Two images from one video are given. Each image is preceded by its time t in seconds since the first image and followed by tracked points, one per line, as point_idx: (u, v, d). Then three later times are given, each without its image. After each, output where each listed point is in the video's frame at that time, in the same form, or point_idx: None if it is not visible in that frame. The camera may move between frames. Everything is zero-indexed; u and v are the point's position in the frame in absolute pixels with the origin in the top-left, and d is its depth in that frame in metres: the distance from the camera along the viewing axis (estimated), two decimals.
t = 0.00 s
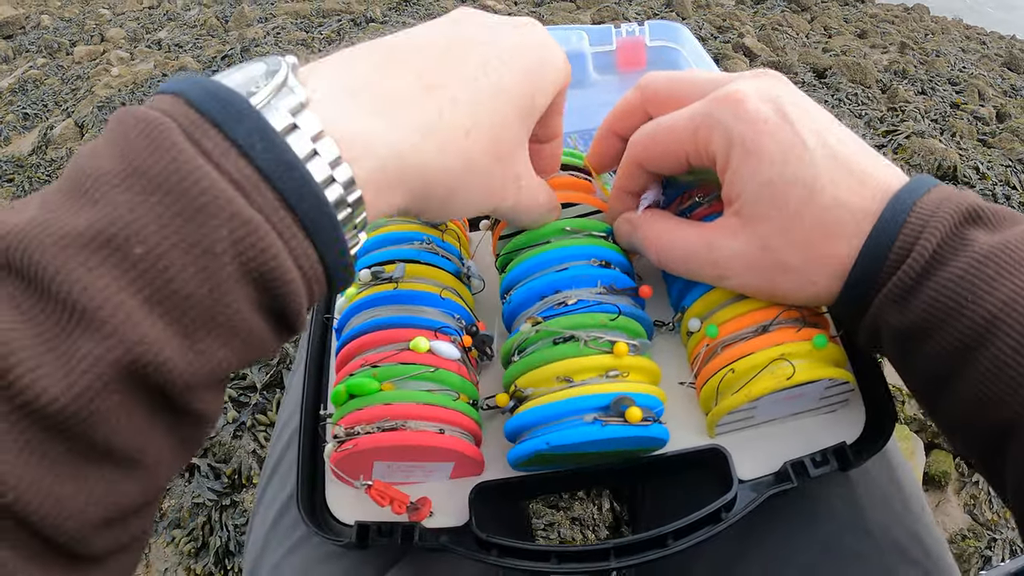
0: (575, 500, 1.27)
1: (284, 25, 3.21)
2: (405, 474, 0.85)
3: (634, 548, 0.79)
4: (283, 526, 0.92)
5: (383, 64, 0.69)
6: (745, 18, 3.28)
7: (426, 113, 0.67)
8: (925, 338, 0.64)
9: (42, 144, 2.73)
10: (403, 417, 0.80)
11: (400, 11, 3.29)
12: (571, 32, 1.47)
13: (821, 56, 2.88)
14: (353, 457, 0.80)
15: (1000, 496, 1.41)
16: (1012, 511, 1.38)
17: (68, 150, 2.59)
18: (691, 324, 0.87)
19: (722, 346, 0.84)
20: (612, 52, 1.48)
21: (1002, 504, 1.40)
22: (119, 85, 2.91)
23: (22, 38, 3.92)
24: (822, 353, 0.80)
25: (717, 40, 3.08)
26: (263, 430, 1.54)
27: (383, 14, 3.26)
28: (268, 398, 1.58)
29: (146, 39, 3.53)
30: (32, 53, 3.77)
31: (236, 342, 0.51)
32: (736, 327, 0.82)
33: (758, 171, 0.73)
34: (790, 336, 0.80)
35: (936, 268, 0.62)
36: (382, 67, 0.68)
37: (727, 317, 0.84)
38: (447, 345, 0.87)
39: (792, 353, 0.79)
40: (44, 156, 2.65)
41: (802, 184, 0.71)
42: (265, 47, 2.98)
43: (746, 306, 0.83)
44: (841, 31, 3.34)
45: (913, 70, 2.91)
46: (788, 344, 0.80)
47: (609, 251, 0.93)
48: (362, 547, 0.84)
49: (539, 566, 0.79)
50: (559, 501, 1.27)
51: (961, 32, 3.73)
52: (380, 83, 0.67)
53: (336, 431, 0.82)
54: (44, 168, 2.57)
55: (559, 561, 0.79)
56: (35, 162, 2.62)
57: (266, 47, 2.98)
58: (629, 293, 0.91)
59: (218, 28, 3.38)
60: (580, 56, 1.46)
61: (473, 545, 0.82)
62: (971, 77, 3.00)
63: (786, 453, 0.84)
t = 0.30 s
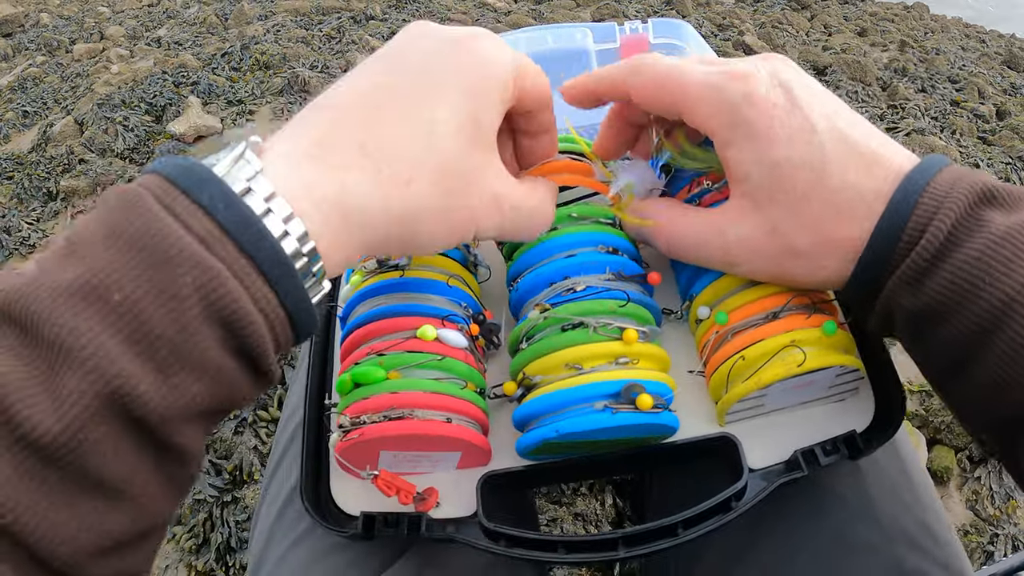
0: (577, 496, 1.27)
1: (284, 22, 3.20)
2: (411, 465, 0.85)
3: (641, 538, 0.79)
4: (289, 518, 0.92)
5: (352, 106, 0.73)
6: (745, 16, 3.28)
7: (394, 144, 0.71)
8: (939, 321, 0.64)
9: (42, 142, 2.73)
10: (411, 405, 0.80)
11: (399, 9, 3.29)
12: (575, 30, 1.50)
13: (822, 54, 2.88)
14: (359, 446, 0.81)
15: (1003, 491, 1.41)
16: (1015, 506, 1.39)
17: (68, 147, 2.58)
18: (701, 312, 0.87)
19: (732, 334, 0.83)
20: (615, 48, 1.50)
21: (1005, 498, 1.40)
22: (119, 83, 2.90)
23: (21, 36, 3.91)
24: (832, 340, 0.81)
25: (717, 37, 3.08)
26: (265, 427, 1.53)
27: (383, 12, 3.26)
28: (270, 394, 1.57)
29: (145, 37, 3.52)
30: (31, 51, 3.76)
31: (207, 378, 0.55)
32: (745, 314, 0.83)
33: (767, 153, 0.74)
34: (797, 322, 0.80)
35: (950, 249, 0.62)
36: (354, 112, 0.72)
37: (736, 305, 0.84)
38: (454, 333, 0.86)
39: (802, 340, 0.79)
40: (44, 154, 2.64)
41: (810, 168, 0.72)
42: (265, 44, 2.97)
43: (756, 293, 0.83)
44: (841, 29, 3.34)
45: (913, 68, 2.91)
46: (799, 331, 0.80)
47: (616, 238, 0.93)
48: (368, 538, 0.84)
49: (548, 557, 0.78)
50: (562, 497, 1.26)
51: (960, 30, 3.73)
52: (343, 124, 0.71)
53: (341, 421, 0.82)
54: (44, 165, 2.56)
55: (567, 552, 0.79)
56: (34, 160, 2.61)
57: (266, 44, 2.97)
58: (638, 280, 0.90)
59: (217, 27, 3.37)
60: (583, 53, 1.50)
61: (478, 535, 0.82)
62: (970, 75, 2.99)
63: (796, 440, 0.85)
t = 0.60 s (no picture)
0: (581, 494, 1.26)
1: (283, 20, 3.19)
2: (417, 454, 0.85)
3: (653, 528, 0.79)
4: (291, 517, 0.91)
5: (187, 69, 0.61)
6: (746, 14, 3.27)
7: (257, 110, 0.59)
8: (971, 289, 0.64)
9: (41, 139, 2.72)
10: (416, 392, 0.79)
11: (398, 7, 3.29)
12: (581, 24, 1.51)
13: (822, 52, 2.87)
14: (363, 433, 0.79)
15: (1007, 488, 1.40)
16: (1018, 503, 1.38)
17: (67, 144, 2.58)
18: (712, 298, 0.88)
19: (744, 319, 0.84)
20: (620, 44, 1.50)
21: (1009, 496, 1.39)
22: (118, 80, 2.89)
23: (20, 35, 3.90)
24: (845, 325, 0.82)
25: (719, 35, 3.06)
26: (266, 424, 1.51)
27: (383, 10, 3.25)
28: (270, 391, 1.56)
29: (144, 35, 3.51)
30: (30, 49, 3.74)
31: (87, 407, 0.49)
32: (757, 300, 0.84)
33: (771, 133, 0.75)
34: (808, 307, 0.81)
35: (983, 216, 0.62)
36: (192, 83, 0.61)
37: (749, 290, 0.85)
38: (460, 319, 0.86)
39: (816, 325, 0.80)
40: (43, 151, 2.63)
41: (817, 145, 0.72)
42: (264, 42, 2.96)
43: (768, 278, 0.84)
44: (841, 27, 3.33)
45: (913, 66, 2.89)
46: (812, 316, 0.81)
47: (624, 221, 0.92)
48: (370, 531, 0.83)
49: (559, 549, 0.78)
50: (565, 494, 1.25)
51: (961, 29, 3.72)
52: (187, 94, 0.60)
53: (346, 409, 0.81)
54: (43, 162, 2.55)
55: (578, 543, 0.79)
56: (34, 157, 2.60)
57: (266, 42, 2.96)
58: (648, 264, 0.90)
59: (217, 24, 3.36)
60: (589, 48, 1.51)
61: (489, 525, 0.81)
62: (971, 73, 2.98)
63: (808, 429, 0.87)
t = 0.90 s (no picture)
0: (581, 494, 1.25)
1: (282, 19, 3.19)
2: (407, 457, 0.88)
3: (653, 530, 0.81)
4: (283, 520, 0.91)
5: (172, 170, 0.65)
6: (746, 13, 3.26)
7: (212, 231, 0.62)
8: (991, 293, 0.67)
9: (38, 139, 2.70)
10: (407, 393, 0.82)
11: (398, 6, 3.28)
12: (575, 22, 1.52)
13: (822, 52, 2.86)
14: (351, 435, 0.82)
15: (1009, 488, 1.38)
16: (1020, 504, 1.36)
17: (65, 143, 2.56)
18: (710, 296, 0.95)
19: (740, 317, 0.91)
20: (616, 42, 1.53)
21: (1011, 496, 1.38)
22: (116, 79, 2.88)
23: (19, 34, 3.89)
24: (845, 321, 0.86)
25: (719, 34, 3.05)
26: (264, 424, 1.51)
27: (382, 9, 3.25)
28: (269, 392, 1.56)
29: (142, 35, 3.50)
30: (28, 48, 3.73)
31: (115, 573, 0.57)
32: (753, 298, 0.90)
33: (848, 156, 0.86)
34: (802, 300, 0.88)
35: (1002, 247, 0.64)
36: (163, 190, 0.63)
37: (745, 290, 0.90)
38: (452, 319, 0.90)
39: (814, 323, 0.85)
40: (41, 150, 2.62)
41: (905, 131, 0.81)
42: (263, 41, 2.96)
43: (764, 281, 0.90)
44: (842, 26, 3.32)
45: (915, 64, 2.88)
46: (809, 314, 0.85)
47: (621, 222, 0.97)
48: (360, 535, 0.84)
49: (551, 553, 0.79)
50: (566, 495, 1.24)
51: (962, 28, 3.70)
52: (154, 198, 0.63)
53: (335, 410, 0.84)
54: (40, 161, 2.54)
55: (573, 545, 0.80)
56: (32, 156, 2.59)
57: (265, 40, 2.96)
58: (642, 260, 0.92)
59: (216, 23, 3.34)
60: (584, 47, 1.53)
61: (482, 527, 0.84)
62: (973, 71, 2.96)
63: (804, 429, 0.90)
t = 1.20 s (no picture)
0: (579, 493, 1.25)
1: (282, 19, 3.19)
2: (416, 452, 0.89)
3: (651, 528, 0.81)
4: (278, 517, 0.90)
5: (168, 452, 0.65)
6: (744, 14, 3.27)
7: (207, 535, 0.62)
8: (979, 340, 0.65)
9: (38, 139, 2.71)
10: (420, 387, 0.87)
11: (397, 7, 3.29)
12: (576, 23, 1.53)
13: (821, 52, 2.86)
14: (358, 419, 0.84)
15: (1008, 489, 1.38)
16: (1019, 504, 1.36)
17: (64, 143, 2.58)
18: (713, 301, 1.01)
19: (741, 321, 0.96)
20: (617, 43, 1.54)
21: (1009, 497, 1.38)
22: (115, 79, 2.88)
23: (17, 34, 3.89)
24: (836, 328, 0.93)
25: (718, 34, 3.05)
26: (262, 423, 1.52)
27: (381, 9, 3.26)
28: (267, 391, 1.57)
29: (141, 34, 3.50)
30: (27, 48, 3.73)
31: None
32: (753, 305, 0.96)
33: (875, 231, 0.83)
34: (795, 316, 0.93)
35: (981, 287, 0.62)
36: (167, 491, 0.64)
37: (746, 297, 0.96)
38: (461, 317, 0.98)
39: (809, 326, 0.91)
40: (40, 150, 2.62)
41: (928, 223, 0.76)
42: (262, 41, 2.96)
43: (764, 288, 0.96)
44: (840, 27, 3.32)
45: (912, 66, 2.89)
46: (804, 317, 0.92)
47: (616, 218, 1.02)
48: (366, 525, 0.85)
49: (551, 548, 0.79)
50: (564, 494, 1.24)
51: (959, 29, 3.71)
52: (158, 487, 0.64)
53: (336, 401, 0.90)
54: (39, 161, 2.55)
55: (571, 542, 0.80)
56: (31, 156, 2.60)
57: (264, 41, 2.96)
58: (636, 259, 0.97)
59: (215, 23, 3.35)
60: (583, 47, 1.54)
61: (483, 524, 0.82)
62: (970, 73, 2.97)
63: (802, 427, 0.97)
